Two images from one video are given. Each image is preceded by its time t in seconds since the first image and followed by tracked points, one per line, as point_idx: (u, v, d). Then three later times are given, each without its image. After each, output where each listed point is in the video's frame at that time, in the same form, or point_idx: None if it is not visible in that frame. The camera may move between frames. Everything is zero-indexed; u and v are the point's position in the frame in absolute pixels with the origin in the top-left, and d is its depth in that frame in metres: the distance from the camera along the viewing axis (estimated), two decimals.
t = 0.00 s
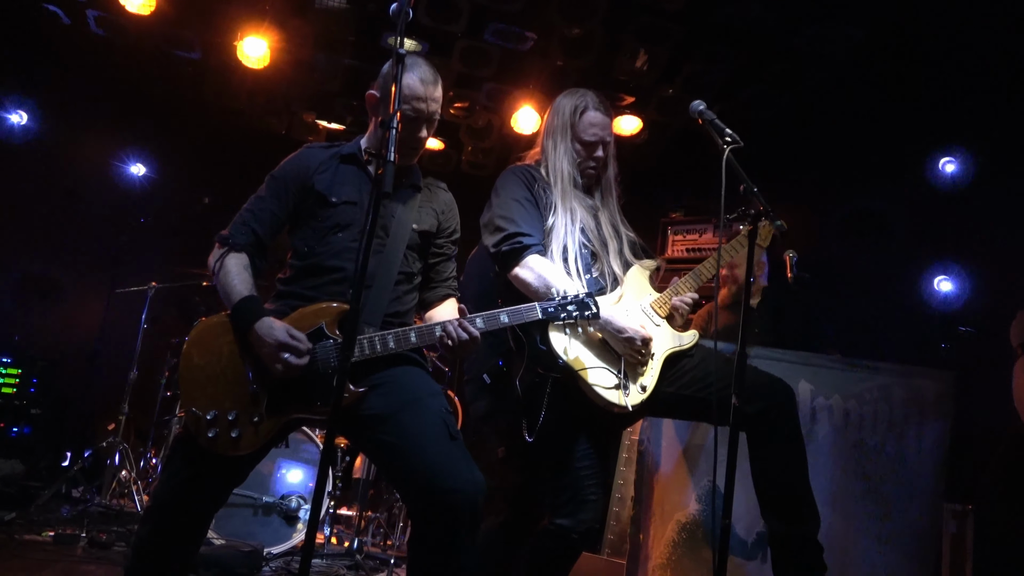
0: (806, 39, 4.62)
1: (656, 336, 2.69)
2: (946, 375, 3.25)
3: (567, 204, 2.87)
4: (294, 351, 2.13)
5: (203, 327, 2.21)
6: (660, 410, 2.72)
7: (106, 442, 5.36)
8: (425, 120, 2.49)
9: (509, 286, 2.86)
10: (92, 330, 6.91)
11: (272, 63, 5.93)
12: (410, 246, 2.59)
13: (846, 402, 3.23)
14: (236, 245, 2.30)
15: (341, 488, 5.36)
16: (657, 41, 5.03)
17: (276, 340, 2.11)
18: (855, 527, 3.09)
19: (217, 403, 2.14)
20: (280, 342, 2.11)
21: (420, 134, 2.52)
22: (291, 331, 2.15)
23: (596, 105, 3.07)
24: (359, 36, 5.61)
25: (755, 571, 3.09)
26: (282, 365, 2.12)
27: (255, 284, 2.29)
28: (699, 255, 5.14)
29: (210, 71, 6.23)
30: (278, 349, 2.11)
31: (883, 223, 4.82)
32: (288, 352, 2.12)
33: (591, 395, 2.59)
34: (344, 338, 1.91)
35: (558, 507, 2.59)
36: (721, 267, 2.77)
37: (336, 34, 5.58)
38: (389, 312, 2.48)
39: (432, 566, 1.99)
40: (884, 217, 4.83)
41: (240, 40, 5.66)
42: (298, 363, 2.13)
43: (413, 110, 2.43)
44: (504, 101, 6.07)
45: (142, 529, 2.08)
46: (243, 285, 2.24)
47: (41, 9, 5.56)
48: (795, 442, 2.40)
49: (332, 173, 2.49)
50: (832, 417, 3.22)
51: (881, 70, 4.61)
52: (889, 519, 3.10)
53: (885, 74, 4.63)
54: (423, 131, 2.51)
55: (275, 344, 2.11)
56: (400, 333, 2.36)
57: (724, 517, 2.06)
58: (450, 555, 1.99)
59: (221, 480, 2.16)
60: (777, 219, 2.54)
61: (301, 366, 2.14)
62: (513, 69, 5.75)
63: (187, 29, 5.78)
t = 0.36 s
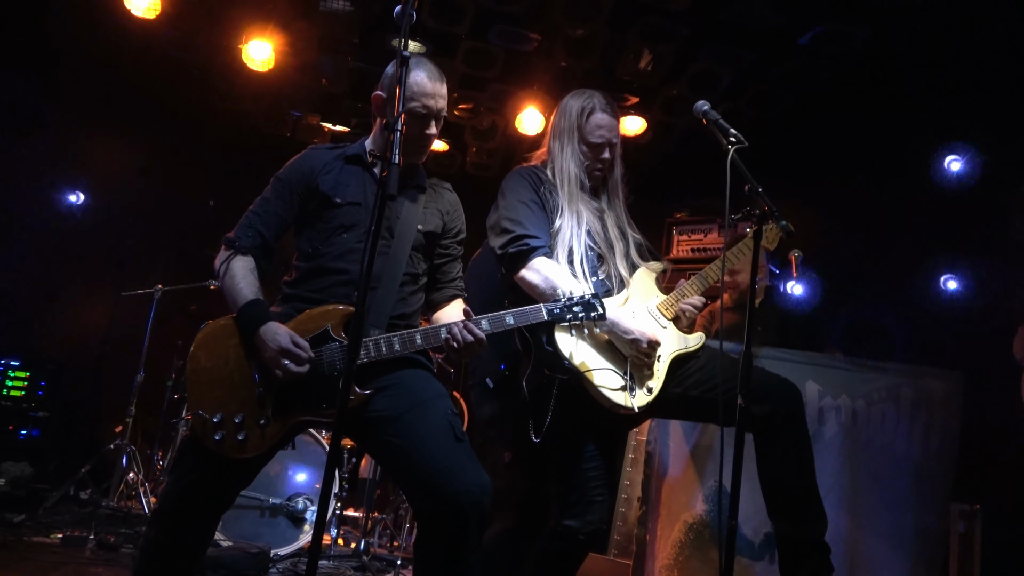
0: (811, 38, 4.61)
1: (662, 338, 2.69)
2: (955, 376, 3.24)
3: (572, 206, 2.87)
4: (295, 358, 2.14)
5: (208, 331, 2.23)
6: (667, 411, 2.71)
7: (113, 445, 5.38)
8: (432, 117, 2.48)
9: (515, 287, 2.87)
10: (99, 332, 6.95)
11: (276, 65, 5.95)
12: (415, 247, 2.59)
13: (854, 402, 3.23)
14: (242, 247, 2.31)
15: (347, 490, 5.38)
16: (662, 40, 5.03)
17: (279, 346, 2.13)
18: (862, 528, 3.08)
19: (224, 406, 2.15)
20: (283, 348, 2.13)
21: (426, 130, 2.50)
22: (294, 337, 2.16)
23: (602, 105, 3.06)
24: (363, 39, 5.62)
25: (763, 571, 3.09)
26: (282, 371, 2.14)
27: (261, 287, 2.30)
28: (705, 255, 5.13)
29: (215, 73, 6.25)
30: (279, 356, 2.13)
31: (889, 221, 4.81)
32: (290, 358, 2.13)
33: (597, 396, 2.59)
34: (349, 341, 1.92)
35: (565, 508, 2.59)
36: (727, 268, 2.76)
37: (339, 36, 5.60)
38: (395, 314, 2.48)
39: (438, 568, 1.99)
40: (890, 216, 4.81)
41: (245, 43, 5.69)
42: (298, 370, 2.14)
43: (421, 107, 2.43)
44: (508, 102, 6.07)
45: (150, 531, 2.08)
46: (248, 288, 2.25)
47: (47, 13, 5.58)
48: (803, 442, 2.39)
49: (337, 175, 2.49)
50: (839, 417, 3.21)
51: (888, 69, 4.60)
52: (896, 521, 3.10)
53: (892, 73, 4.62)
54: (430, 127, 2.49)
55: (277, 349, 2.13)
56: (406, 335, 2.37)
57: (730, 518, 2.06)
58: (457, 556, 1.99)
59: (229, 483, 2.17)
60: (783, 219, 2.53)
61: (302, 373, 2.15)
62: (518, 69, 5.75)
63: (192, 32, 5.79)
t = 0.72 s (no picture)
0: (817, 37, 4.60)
1: (667, 337, 2.68)
2: (964, 376, 3.22)
3: (578, 205, 2.86)
4: (303, 357, 2.14)
5: (215, 330, 2.23)
6: (674, 411, 2.71)
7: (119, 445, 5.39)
8: (439, 117, 2.48)
9: (520, 286, 2.86)
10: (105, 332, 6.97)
11: (282, 66, 5.96)
12: (420, 246, 2.59)
13: (860, 403, 3.24)
14: (248, 247, 2.31)
15: (353, 490, 5.38)
16: (667, 40, 5.02)
17: (286, 346, 2.13)
18: (869, 530, 3.07)
19: (230, 407, 2.15)
20: (289, 347, 2.13)
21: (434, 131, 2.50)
22: (301, 336, 2.16)
23: (608, 105, 3.05)
24: (368, 39, 5.63)
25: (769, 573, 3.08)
26: (291, 372, 2.14)
27: (266, 287, 2.31)
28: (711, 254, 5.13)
29: (221, 74, 6.28)
30: (287, 356, 2.13)
31: (896, 221, 4.79)
32: (297, 358, 2.14)
33: (601, 396, 2.58)
34: (355, 342, 1.92)
35: (571, 508, 2.59)
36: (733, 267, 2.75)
37: (344, 36, 5.61)
38: (400, 314, 2.48)
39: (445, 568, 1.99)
40: (896, 215, 4.80)
41: (250, 44, 5.68)
42: (305, 369, 2.14)
43: (429, 107, 2.43)
44: (514, 102, 6.07)
45: (157, 531, 2.09)
46: (253, 288, 2.25)
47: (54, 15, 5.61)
48: (809, 443, 2.38)
49: (342, 174, 2.49)
50: (845, 418, 3.22)
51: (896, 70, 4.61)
52: (904, 522, 3.08)
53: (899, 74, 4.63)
54: (438, 128, 2.48)
55: (284, 350, 2.13)
56: (411, 335, 2.37)
57: (736, 519, 2.06)
58: (463, 556, 1.99)
59: (235, 483, 2.17)
60: (789, 219, 2.52)
61: (309, 373, 2.16)
62: (524, 69, 5.75)
63: (197, 32, 5.80)
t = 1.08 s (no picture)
0: (826, 37, 4.59)
1: (673, 337, 2.67)
2: (972, 377, 3.24)
3: (584, 205, 2.86)
4: (312, 353, 2.14)
5: (220, 331, 2.24)
6: (680, 412, 2.70)
7: (128, 444, 5.42)
8: (444, 114, 2.47)
9: (526, 286, 2.87)
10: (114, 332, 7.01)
11: (289, 66, 5.98)
12: (425, 246, 2.59)
13: (868, 403, 3.20)
14: (252, 247, 2.32)
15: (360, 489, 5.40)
16: (674, 40, 5.01)
17: (293, 342, 2.12)
18: (878, 530, 3.06)
19: (235, 407, 2.16)
20: (298, 343, 2.12)
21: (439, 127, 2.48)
22: (309, 333, 2.15)
23: (614, 105, 3.05)
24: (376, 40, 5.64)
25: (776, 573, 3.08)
26: (299, 365, 2.14)
27: (272, 287, 2.31)
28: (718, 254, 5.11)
29: (228, 74, 6.30)
30: (295, 352, 2.13)
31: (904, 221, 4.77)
32: (304, 356, 2.13)
33: (606, 396, 2.57)
34: (362, 341, 1.92)
35: (577, 508, 2.59)
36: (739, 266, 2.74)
37: (352, 37, 5.62)
38: (405, 314, 2.48)
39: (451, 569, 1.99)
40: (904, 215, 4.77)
41: (258, 43, 5.71)
42: (315, 365, 2.14)
43: (435, 104, 2.43)
44: (521, 102, 6.08)
45: (164, 530, 2.10)
46: (259, 288, 2.26)
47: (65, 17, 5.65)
48: (815, 444, 2.38)
49: (346, 174, 2.50)
50: (854, 418, 3.18)
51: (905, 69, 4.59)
52: (914, 522, 3.08)
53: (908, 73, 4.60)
54: (443, 124, 2.46)
55: (291, 346, 2.13)
56: (416, 335, 2.37)
57: (743, 519, 2.06)
58: (469, 555, 1.99)
59: (241, 483, 2.18)
60: (796, 218, 2.52)
61: (320, 366, 2.16)
62: (530, 69, 5.76)
63: (204, 34, 5.83)
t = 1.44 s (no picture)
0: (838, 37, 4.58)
1: (682, 337, 2.67)
2: (984, 378, 3.18)
3: (594, 205, 2.85)
4: (313, 362, 2.14)
5: (230, 330, 2.25)
6: (689, 413, 2.69)
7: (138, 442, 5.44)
8: (453, 116, 2.48)
9: (537, 286, 2.87)
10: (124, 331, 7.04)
11: (300, 66, 6.01)
12: (435, 246, 2.60)
13: (878, 405, 3.20)
14: (263, 247, 2.33)
15: (369, 488, 5.41)
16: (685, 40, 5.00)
17: (298, 347, 2.14)
18: (887, 532, 3.04)
19: (244, 408, 2.17)
20: (301, 349, 2.14)
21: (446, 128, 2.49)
22: (314, 339, 2.17)
23: (625, 104, 3.04)
24: (386, 40, 5.65)
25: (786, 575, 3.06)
26: (299, 372, 2.14)
27: (282, 287, 2.32)
28: (728, 254, 5.10)
29: (239, 74, 6.34)
30: (298, 357, 2.14)
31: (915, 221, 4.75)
32: (307, 361, 2.14)
33: (616, 396, 2.57)
34: (372, 341, 1.93)
35: (586, 508, 2.59)
36: (749, 267, 2.73)
37: (362, 36, 5.63)
38: (414, 313, 2.48)
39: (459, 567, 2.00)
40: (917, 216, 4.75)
41: (269, 44, 5.76)
42: (315, 374, 2.14)
43: (443, 106, 2.44)
44: (531, 102, 6.10)
45: (175, 528, 2.11)
46: (269, 288, 2.27)
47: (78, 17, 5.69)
48: (826, 444, 2.37)
49: (356, 174, 2.50)
50: (863, 420, 3.19)
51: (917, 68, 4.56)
52: (924, 525, 3.05)
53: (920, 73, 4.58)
54: (451, 126, 2.48)
55: (295, 350, 2.14)
56: (425, 335, 2.37)
57: (753, 519, 2.05)
58: (479, 555, 2.00)
59: (251, 482, 2.19)
60: (807, 219, 2.51)
61: (319, 377, 2.16)
62: (540, 69, 5.77)
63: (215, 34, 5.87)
